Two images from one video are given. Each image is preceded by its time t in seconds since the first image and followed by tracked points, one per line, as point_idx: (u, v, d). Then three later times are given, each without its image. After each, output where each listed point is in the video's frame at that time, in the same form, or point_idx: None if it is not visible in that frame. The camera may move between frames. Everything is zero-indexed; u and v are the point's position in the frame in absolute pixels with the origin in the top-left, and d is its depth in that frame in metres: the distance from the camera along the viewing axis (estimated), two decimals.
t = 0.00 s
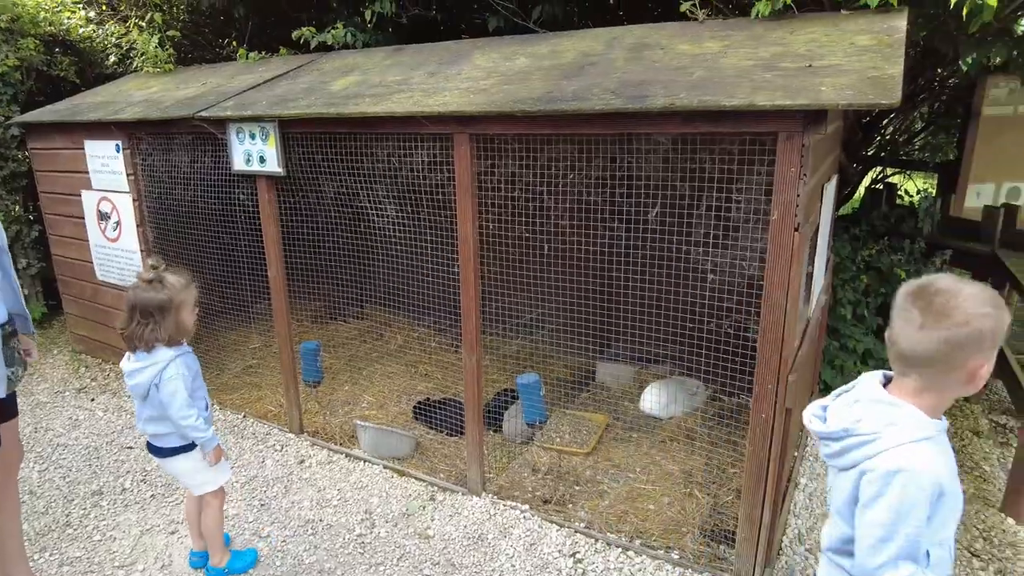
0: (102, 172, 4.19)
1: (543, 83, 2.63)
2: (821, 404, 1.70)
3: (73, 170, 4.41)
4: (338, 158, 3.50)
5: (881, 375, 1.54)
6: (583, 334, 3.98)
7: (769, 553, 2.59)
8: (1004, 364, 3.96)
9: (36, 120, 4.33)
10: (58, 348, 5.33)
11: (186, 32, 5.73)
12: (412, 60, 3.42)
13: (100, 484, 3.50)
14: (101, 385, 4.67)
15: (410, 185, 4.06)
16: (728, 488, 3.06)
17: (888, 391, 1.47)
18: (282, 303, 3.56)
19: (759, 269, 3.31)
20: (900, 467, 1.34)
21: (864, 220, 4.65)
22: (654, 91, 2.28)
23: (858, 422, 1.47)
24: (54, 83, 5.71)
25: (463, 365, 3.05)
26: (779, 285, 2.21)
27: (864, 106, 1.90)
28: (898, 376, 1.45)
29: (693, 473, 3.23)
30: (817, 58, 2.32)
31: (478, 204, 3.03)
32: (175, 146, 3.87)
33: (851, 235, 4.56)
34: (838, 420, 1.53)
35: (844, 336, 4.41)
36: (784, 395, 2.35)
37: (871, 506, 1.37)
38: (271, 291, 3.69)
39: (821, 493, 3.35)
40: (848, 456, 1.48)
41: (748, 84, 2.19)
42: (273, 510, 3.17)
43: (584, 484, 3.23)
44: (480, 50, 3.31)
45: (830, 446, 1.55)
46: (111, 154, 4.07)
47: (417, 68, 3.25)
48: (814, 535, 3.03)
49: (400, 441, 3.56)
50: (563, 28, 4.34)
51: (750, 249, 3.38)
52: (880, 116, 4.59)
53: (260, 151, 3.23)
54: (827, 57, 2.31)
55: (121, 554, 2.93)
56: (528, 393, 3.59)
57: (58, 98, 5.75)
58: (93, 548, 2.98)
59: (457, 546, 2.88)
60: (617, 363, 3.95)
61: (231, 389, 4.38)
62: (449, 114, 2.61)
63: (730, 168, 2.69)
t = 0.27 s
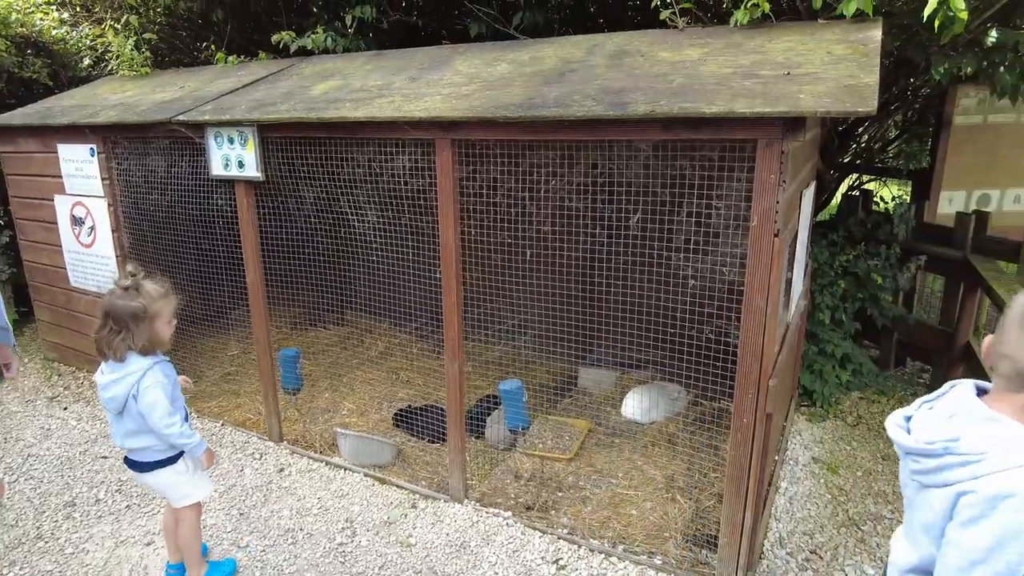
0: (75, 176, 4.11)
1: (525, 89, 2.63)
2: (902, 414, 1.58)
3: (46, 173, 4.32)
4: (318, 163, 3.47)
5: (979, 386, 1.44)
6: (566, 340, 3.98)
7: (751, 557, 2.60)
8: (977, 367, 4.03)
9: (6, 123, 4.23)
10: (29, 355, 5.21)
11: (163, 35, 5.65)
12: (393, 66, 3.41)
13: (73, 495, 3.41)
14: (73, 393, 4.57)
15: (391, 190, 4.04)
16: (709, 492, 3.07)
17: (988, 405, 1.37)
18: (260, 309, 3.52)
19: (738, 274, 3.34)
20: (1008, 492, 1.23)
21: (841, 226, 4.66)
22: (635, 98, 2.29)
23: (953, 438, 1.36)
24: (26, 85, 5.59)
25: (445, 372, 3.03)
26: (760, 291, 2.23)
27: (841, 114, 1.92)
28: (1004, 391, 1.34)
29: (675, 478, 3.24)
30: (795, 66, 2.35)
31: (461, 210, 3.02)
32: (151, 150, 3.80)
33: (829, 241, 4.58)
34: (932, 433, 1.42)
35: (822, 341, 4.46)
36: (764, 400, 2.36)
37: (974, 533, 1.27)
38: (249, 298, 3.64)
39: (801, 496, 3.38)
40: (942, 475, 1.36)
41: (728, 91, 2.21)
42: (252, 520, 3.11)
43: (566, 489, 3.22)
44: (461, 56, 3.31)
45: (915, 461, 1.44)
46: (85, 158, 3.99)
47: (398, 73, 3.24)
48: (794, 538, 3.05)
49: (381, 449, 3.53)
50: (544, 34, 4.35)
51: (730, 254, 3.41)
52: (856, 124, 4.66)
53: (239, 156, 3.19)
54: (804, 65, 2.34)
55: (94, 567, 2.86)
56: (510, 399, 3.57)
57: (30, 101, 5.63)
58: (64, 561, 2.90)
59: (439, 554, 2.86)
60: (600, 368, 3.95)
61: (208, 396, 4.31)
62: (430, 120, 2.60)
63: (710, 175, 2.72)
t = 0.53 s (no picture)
0: (59, 180, 4.08)
1: (509, 94, 2.66)
2: (996, 462, 1.53)
3: (29, 177, 4.29)
4: (304, 167, 3.47)
5: None
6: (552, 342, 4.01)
7: (735, 556, 2.63)
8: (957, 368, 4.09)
9: None
10: (12, 360, 5.16)
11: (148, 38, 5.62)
12: (379, 70, 3.42)
13: (56, 501, 3.39)
14: (57, 399, 4.53)
15: (377, 194, 4.05)
16: (694, 493, 3.10)
17: None
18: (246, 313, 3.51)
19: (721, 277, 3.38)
20: None
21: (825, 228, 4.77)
22: (617, 103, 2.32)
23: None
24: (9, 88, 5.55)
25: (431, 375, 3.05)
26: (740, 293, 2.26)
27: (818, 119, 1.96)
28: None
29: (660, 479, 3.27)
30: (775, 72, 2.38)
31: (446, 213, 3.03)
32: (137, 154, 3.79)
33: (812, 244, 4.65)
34: None
35: (806, 342, 4.52)
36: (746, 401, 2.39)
37: None
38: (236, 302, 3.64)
39: (784, 496, 3.42)
40: None
41: (708, 96, 2.24)
42: (238, 524, 3.11)
43: (553, 491, 3.24)
44: (447, 60, 3.33)
45: (1019, 517, 1.43)
46: (68, 162, 3.97)
47: (384, 78, 3.26)
48: (778, 537, 3.08)
49: (368, 452, 3.53)
50: (530, 39, 4.37)
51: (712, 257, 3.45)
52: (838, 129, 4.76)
53: (224, 159, 3.19)
54: (784, 71, 2.38)
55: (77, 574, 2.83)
56: (495, 402, 3.58)
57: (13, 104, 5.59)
58: (47, 567, 2.88)
59: (426, 556, 2.87)
60: (586, 370, 3.98)
61: (194, 401, 4.29)
62: (415, 124, 2.62)
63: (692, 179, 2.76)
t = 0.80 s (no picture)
0: (52, 191, 4.12)
1: (494, 103, 2.72)
2: None
3: (22, 189, 4.33)
4: (294, 176, 3.52)
5: None
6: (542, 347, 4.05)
7: (721, 554, 2.67)
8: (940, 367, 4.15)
9: None
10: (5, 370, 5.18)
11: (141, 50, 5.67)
12: (368, 81, 3.48)
13: (51, 509, 3.41)
14: (50, 408, 4.55)
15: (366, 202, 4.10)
16: (681, 493, 3.15)
17: None
18: (238, 320, 3.56)
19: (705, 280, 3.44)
20: None
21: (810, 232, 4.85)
22: (598, 112, 2.38)
23: None
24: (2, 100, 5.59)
25: (421, 380, 3.09)
26: (719, 295, 2.32)
27: (790, 125, 2.02)
28: None
29: (648, 480, 3.32)
30: (751, 80, 2.45)
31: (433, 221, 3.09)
32: (129, 165, 3.84)
33: (797, 247, 4.73)
34: None
35: (793, 344, 4.58)
36: (728, 401, 2.45)
37: None
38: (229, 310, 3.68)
39: (771, 496, 3.47)
40: None
41: (686, 104, 2.31)
42: (231, 530, 3.14)
43: (543, 493, 3.29)
44: (434, 70, 3.39)
45: None
46: (61, 173, 4.01)
47: (372, 88, 3.32)
48: (764, 536, 3.13)
49: (361, 457, 3.57)
50: (517, 48, 4.44)
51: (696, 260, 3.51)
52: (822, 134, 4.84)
53: (216, 169, 3.24)
54: (760, 79, 2.44)
55: None
56: (484, 405, 3.65)
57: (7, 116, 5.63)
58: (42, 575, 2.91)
59: (418, 558, 2.91)
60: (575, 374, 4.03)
61: (187, 409, 4.32)
62: (403, 133, 2.67)
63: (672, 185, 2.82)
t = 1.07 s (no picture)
0: (51, 198, 4.18)
1: (483, 109, 2.77)
2: None
3: (22, 196, 4.39)
4: (288, 182, 3.58)
5: None
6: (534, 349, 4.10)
7: (708, 550, 2.72)
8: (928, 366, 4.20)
9: None
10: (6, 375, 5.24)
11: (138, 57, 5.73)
12: (361, 87, 3.54)
13: (50, 511, 3.46)
14: (51, 412, 4.61)
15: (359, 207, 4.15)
16: (671, 490, 3.20)
17: None
18: (234, 324, 3.61)
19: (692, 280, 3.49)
20: None
21: (801, 233, 4.91)
22: (583, 117, 2.44)
23: None
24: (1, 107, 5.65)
25: (414, 382, 3.15)
26: (702, 295, 2.37)
27: (768, 129, 2.07)
28: None
29: (639, 478, 3.37)
30: (733, 84, 2.50)
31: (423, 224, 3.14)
32: (127, 172, 3.91)
33: (788, 248, 4.79)
34: None
35: (784, 344, 4.64)
36: (712, 399, 2.50)
37: None
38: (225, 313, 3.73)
39: (761, 493, 3.52)
40: None
41: (669, 109, 2.36)
42: (228, 530, 3.18)
43: (535, 492, 3.34)
44: (425, 77, 3.44)
45: None
46: (61, 180, 4.07)
47: (365, 95, 3.37)
48: (753, 532, 3.18)
49: (356, 458, 3.61)
50: (509, 54, 4.49)
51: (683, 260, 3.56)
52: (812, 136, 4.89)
53: (212, 175, 3.30)
54: (742, 83, 2.49)
55: None
56: (477, 405, 3.69)
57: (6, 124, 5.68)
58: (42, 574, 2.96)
59: (411, 557, 2.96)
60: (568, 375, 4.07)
61: (185, 412, 4.37)
62: (393, 139, 2.73)
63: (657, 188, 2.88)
